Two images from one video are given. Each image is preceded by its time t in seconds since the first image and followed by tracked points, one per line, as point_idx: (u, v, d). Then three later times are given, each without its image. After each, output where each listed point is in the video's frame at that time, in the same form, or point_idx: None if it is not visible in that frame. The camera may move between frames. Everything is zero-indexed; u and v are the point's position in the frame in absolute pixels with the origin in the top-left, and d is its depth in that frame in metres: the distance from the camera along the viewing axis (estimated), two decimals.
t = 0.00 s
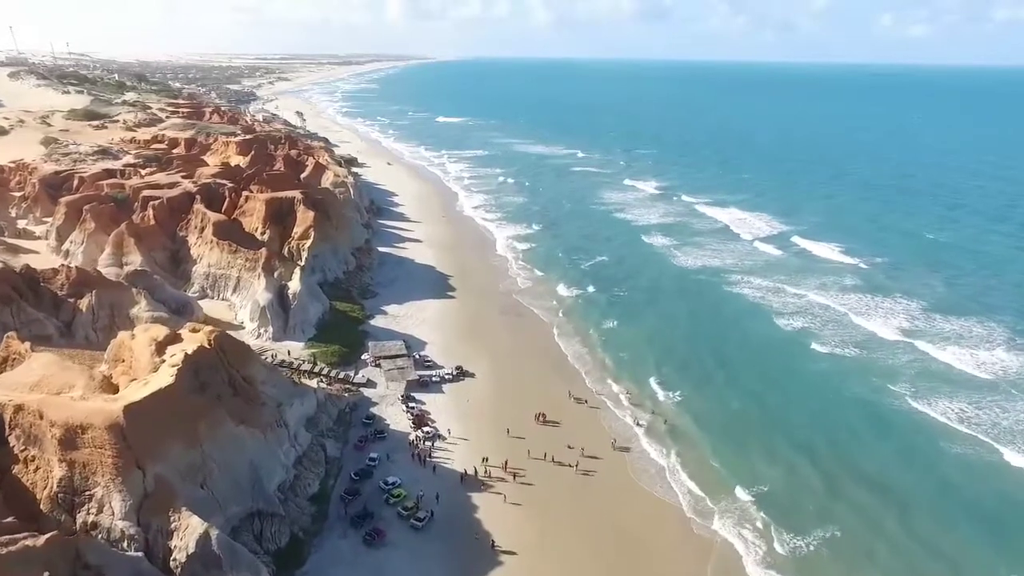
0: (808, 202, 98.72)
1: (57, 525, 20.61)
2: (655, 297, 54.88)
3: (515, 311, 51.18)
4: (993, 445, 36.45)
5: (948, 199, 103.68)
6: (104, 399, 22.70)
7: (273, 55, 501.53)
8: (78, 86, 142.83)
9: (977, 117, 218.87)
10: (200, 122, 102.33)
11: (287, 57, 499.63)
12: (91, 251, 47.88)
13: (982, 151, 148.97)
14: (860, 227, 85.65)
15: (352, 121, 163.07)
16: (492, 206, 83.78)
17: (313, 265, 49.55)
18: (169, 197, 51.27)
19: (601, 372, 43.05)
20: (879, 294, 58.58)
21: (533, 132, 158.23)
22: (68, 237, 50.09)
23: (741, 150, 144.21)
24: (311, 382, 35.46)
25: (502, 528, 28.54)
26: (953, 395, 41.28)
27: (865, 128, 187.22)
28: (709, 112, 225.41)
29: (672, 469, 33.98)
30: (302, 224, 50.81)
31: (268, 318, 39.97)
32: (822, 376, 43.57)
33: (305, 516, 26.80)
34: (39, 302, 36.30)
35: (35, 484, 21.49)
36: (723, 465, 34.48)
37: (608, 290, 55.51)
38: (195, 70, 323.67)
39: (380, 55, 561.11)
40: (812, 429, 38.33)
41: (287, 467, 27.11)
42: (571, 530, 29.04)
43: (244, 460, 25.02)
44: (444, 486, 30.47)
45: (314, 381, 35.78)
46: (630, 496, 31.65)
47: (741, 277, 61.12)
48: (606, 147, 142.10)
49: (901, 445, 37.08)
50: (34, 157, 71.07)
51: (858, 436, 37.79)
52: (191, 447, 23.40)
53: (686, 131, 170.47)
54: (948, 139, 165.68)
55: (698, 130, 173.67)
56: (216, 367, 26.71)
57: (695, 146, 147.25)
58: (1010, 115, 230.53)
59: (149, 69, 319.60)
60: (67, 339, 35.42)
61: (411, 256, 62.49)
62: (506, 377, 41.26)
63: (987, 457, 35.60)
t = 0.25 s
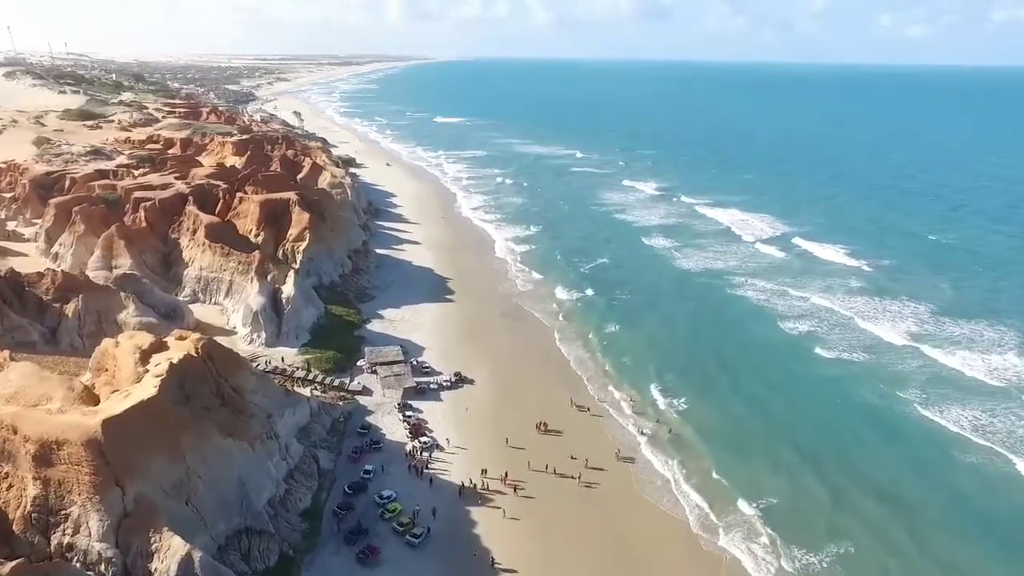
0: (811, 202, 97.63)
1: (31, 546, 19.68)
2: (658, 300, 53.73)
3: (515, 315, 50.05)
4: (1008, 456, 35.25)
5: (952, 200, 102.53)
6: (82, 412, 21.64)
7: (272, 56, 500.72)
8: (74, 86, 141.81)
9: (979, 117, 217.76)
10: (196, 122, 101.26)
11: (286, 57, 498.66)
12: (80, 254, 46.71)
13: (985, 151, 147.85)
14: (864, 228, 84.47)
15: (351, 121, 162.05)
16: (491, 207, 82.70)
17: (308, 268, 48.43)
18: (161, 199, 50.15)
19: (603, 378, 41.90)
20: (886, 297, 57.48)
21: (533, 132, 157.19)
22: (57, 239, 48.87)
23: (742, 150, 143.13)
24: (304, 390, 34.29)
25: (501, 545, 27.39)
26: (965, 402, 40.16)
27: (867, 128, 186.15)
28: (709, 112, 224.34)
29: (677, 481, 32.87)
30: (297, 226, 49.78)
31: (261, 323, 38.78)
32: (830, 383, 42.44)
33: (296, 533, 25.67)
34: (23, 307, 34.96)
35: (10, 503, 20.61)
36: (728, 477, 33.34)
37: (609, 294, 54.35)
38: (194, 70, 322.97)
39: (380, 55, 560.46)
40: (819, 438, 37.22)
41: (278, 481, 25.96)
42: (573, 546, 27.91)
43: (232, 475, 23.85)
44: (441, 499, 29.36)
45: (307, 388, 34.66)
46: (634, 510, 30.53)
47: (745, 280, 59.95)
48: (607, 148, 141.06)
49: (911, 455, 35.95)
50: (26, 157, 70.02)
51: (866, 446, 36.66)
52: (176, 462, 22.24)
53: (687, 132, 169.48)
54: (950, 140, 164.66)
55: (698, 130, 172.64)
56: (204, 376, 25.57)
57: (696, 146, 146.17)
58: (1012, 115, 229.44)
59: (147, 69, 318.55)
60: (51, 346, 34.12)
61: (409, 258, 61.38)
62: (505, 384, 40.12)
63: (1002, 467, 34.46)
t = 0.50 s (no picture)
0: (814, 203, 96.63)
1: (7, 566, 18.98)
2: (659, 302, 52.75)
3: (515, 319, 49.01)
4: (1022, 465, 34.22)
5: (956, 200, 101.49)
6: (60, 426, 20.65)
7: (271, 56, 500.14)
8: (71, 86, 140.97)
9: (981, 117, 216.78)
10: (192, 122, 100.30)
11: (286, 57, 498.37)
12: (70, 257, 45.70)
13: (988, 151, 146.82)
14: (868, 229, 83.43)
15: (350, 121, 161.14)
16: (491, 207, 81.69)
17: (303, 271, 47.38)
18: (154, 200, 49.15)
19: (605, 384, 40.88)
20: (892, 300, 56.49)
21: (533, 133, 156.24)
22: (48, 241, 47.88)
23: (743, 150, 142.13)
24: (298, 398, 33.21)
25: (499, 561, 26.37)
26: (977, 409, 39.13)
27: (869, 128, 185.14)
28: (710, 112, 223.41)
29: (681, 492, 31.88)
30: (292, 228, 48.74)
31: (254, 328, 37.71)
32: (836, 389, 41.47)
33: (286, 549, 24.64)
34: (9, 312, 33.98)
35: None
36: (732, 488, 32.35)
37: (611, 296, 53.31)
38: (193, 70, 322.54)
39: (379, 55, 560.04)
40: (825, 446, 36.24)
41: (268, 495, 24.89)
42: (574, 561, 26.89)
43: (220, 490, 22.77)
44: (438, 512, 28.34)
45: (301, 396, 33.63)
46: (637, 522, 29.57)
47: (749, 282, 58.93)
48: (607, 148, 140.14)
49: (920, 464, 34.97)
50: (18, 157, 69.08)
51: (874, 454, 35.71)
52: (159, 478, 21.21)
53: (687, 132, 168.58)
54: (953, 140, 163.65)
55: (699, 130, 171.69)
56: (191, 386, 24.50)
57: (697, 146, 145.17)
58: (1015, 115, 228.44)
59: (146, 69, 317.68)
60: (37, 352, 33.13)
61: (407, 260, 60.35)
62: (505, 390, 39.09)
63: (1015, 478, 33.44)
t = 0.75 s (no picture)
0: (818, 203, 95.46)
1: None
2: (662, 306, 51.57)
3: (515, 323, 47.83)
4: None
5: (961, 201, 100.28)
6: (31, 442, 19.50)
7: (271, 56, 499.39)
8: (69, 86, 140.08)
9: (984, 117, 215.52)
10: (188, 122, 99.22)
11: (286, 57, 497.71)
12: (59, 259, 44.60)
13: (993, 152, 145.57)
14: (873, 230, 82.28)
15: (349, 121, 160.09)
16: (490, 208, 80.51)
17: (298, 274, 46.22)
18: (145, 201, 48.01)
19: (607, 391, 39.74)
20: (900, 303, 55.30)
21: (533, 133, 155.13)
22: (36, 244, 46.80)
23: (744, 150, 141.03)
24: (290, 408, 32.02)
25: None
26: (992, 417, 37.89)
27: (872, 129, 183.95)
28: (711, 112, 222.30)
29: (686, 506, 30.76)
30: (287, 230, 47.54)
31: (246, 334, 36.51)
32: (844, 396, 40.29)
33: (275, 569, 23.53)
34: None
35: None
36: (737, 501, 31.26)
37: (613, 299, 52.13)
38: (193, 70, 322.06)
39: (379, 55, 559.33)
40: (834, 456, 35.06)
41: (256, 512, 23.79)
42: None
43: (204, 507, 21.70)
44: (435, 528, 27.18)
45: (293, 405, 32.47)
46: (641, 538, 28.43)
47: (754, 285, 57.77)
48: (608, 148, 139.03)
49: (931, 474, 33.86)
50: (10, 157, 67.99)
51: (885, 465, 34.51)
52: (138, 496, 20.09)
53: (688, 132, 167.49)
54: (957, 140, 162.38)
55: (701, 131, 170.59)
56: (176, 397, 23.33)
57: (699, 147, 144.03)
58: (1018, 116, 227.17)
59: (145, 69, 316.91)
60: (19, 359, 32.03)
61: (405, 262, 59.17)
62: (505, 397, 37.92)
63: None
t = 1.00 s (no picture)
0: (821, 204, 94.42)
1: None
2: (665, 310, 50.53)
3: (515, 327, 46.78)
4: None
5: (966, 201, 99.24)
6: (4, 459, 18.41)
7: (270, 57, 498.78)
8: (65, 86, 139.15)
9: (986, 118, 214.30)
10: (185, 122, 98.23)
11: (285, 57, 496.85)
12: (48, 262, 43.55)
13: (996, 152, 144.48)
14: (877, 231, 81.29)
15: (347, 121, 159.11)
16: (490, 210, 79.47)
17: (293, 277, 45.20)
18: (138, 202, 46.95)
19: (610, 397, 38.73)
20: (908, 306, 54.26)
21: (533, 133, 154.07)
22: (25, 246, 45.75)
23: (749, 151, 139.61)
24: (283, 417, 31.00)
25: None
26: (1007, 426, 36.78)
27: (874, 129, 182.89)
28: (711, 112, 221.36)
29: (692, 519, 29.72)
30: (282, 232, 46.53)
31: (238, 340, 35.44)
32: (851, 403, 39.30)
33: None
34: None
35: None
36: (744, 513, 30.27)
37: (614, 303, 51.12)
38: (192, 70, 321.71)
39: (378, 56, 559.55)
40: (841, 466, 34.07)
41: (245, 529, 22.80)
42: None
43: (189, 526, 20.80)
44: (433, 544, 26.18)
45: (287, 414, 31.43)
46: (645, 553, 27.48)
47: (758, 287, 56.74)
48: (609, 148, 138.04)
49: (943, 484, 32.83)
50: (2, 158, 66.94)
51: (894, 476, 33.50)
52: (118, 514, 19.17)
53: (689, 132, 166.55)
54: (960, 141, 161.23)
55: (701, 131, 169.65)
56: (160, 410, 22.28)
57: (700, 147, 142.98)
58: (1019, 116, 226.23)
59: (143, 69, 316.35)
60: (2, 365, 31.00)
61: (403, 264, 58.14)
62: (505, 405, 36.87)
63: None
